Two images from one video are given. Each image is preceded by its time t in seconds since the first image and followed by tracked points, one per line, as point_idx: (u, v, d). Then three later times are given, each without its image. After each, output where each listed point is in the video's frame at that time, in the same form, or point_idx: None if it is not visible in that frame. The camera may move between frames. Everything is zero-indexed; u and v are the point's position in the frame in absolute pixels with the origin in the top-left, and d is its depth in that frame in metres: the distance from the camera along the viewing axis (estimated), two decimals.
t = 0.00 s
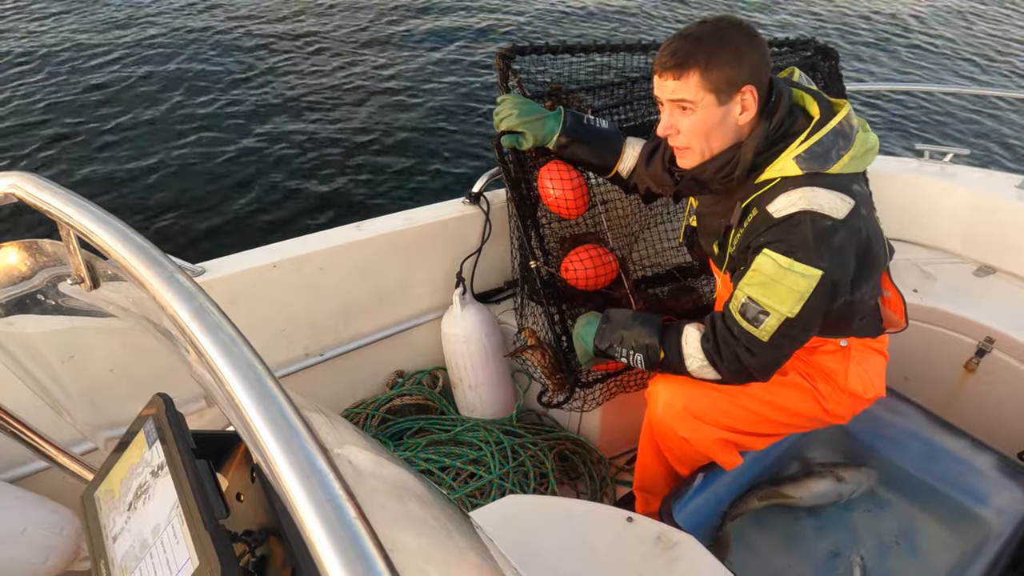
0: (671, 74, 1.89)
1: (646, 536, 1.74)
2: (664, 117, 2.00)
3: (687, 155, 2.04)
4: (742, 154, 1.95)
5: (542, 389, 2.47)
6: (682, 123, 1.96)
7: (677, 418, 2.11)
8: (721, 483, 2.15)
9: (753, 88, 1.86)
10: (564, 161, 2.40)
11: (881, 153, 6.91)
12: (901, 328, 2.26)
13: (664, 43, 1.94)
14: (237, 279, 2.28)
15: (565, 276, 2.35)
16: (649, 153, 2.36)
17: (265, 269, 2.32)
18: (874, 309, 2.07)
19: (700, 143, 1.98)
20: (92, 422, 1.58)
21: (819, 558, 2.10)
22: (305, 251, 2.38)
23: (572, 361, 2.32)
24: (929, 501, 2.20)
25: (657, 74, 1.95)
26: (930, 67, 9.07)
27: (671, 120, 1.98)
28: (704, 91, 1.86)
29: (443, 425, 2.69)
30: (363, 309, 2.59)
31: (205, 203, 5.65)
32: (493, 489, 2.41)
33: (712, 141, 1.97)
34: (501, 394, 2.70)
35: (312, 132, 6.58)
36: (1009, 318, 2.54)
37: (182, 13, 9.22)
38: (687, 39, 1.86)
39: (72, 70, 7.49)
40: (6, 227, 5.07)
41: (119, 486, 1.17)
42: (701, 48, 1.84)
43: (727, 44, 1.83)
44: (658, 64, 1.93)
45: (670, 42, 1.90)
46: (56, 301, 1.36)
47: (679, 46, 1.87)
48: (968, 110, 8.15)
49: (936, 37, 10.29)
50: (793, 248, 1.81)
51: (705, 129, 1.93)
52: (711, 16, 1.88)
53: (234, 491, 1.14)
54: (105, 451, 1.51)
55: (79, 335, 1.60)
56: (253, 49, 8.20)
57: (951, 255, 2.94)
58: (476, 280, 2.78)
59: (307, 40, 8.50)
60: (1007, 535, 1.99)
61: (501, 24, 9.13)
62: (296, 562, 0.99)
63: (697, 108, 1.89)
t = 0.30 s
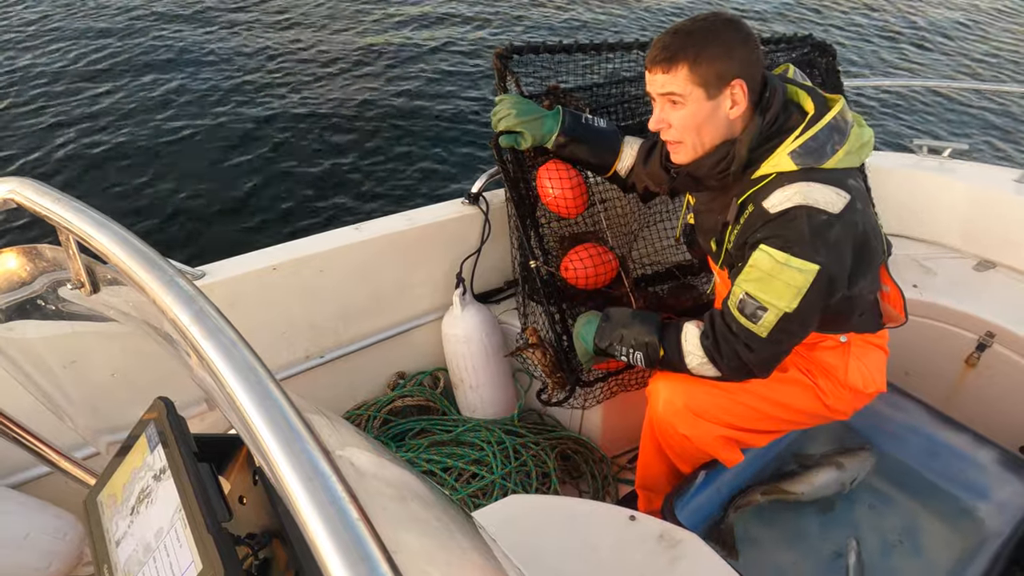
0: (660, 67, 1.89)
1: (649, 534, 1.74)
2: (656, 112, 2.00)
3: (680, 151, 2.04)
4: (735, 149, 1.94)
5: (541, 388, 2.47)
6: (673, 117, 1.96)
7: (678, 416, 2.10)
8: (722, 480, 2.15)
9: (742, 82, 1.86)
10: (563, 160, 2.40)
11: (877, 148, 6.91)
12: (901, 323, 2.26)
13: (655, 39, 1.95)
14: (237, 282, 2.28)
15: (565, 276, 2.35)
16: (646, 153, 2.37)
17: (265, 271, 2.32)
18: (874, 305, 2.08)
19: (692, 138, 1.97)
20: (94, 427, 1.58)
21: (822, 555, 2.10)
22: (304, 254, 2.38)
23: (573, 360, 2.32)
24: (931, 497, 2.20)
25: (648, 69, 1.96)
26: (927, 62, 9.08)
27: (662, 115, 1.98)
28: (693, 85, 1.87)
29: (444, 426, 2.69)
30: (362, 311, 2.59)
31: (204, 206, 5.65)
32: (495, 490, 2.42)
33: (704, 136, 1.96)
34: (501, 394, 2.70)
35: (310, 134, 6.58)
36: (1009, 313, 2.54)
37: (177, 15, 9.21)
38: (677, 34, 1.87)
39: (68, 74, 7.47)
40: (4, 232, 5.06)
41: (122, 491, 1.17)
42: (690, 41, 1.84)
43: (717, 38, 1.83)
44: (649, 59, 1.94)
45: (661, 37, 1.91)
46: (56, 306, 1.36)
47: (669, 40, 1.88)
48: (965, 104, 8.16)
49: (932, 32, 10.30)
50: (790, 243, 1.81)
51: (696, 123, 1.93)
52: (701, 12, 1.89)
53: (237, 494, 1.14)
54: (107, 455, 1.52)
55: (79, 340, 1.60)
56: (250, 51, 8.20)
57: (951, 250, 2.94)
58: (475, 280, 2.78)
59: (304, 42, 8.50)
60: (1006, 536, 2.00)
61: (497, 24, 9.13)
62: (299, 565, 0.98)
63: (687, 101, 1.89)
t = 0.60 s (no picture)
0: (650, 58, 1.92)
1: (652, 532, 1.74)
2: (647, 103, 2.03)
3: (672, 143, 2.06)
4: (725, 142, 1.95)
5: (541, 386, 2.46)
6: (663, 108, 1.98)
7: (679, 413, 2.10)
8: (724, 477, 2.16)
9: (731, 76, 1.87)
10: (562, 160, 2.39)
11: (875, 143, 6.91)
12: (900, 317, 2.26)
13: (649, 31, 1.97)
14: (237, 285, 2.28)
15: (565, 275, 2.34)
16: (644, 151, 2.37)
17: (265, 274, 2.32)
18: (874, 299, 2.08)
19: (682, 128, 1.99)
20: (95, 431, 1.58)
21: (826, 550, 2.09)
22: (302, 256, 2.38)
23: (574, 359, 2.33)
24: (934, 490, 2.19)
25: (641, 59, 1.98)
26: (924, 57, 9.08)
27: (653, 106, 2.00)
28: (682, 76, 1.88)
29: (446, 426, 2.69)
30: (362, 313, 2.59)
31: (203, 210, 5.65)
32: (498, 490, 2.42)
33: (693, 127, 1.98)
34: (501, 394, 2.69)
35: (308, 137, 6.58)
36: (1009, 306, 2.54)
37: (174, 19, 9.21)
38: (669, 26, 1.89)
39: (66, 80, 7.48)
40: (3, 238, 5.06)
41: (125, 496, 1.17)
42: (680, 33, 1.86)
43: (707, 31, 1.85)
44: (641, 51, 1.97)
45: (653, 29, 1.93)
46: (56, 312, 1.36)
47: (659, 31, 1.90)
48: (963, 99, 8.16)
49: (929, 27, 10.30)
50: (785, 235, 1.81)
51: (685, 115, 1.94)
52: (696, 6, 1.91)
53: (239, 497, 1.14)
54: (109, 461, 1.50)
55: (79, 345, 1.59)
56: (248, 54, 8.21)
57: (950, 244, 2.94)
58: (475, 280, 2.78)
59: (301, 44, 8.50)
60: (1011, 525, 2.01)
61: (494, 24, 9.14)
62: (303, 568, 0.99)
63: (676, 92, 1.91)
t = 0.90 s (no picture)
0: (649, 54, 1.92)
1: (654, 531, 1.74)
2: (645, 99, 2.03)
3: (668, 139, 2.06)
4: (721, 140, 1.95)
5: (540, 384, 2.46)
6: (660, 105, 1.99)
7: (680, 411, 2.10)
8: (726, 475, 2.16)
9: (728, 74, 1.87)
10: (560, 160, 2.39)
11: (875, 140, 6.90)
12: (900, 313, 2.26)
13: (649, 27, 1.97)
14: (237, 289, 2.28)
15: (565, 274, 2.34)
16: (643, 150, 2.36)
17: (265, 277, 2.32)
18: (873, 295, 2.08)
19: (678, 126, 1.99)
20: (97, 437, 1.57)
21: (828, 546, 2.09)
22: (302, 259, 2.38)
23: (574, 359, 2.33)
24: (934, 485, 2.20)
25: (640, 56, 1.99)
26: (921, 53, 9.09)
27: (650, 102, 2.01)
28: (680, 74, 1.89)
29: (447, 427, 2.69)
30: (362, 315, 2.59)
31: (203, 213, 5.65)
32: (500, 490, 2.42)
33: (690, 124, 1.98)
34: (501, 394, 2.69)
35: (306, 139, 6.58)
36: (1009, 301, 2.54)
37: (172, 24, 9.22)
38: (668, 22, 1.89)
39: (64, 85, 7.48)
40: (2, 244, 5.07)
41: (127, 500, 1.17)
42: (680, 29, 1.86)
43: (707, 27, 1.85)
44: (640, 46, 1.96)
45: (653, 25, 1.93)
46: (56, 317, 1.36)
47: (659, 27, 1.90)
48: (960, 94, 8.17)
49: (926, 23, 10.31)
50: (783, 233, 1.81)
51: (681, 112, 1.95)
52: (695, 3, 1.91)
53: (242, 500, 1.14)
54: (111, 466, 1.49)
55: (80, 350, 1.59)
56: (246, 57, 8.21)
57: (950, 240, 2.94)
58: (475, 281, 2.78)
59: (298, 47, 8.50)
60: (1014, 519, 1.99)
61: (492, 25, 9.15)
62: (305, 570, 0.99)
63: (673, 89, 1.92)
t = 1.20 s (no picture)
0: (660, 56, 1.88)
1: (656, 530, 1.74)
2: (652, 100, 2.00)
3: (674, 140, 2.05)
4: (727, 140, 1.96)
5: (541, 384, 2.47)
6: (669, 107, 1.96)
7: (682, 410, 2.10)
8: (728, 474, 2.16)
9: (738, 75, 1.87)
10: (559, 160, 2.40)
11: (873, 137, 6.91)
12: (901, 310, 2.25)
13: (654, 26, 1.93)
14: (237, 292, 2.28)
15: (565, 274, 2.34)
16: (642, 149, 2.36)
17: (265, 279, 2.32)
18: (874, 293, 2.08)
19: (687, 128, 1.98)
20: (98, 440, 1.57)
21: (831, 544, 2.09)
22: (303, 261, 2.38)
23: (575, 358, 2.33)
24: (935, 482, 2.20)
25: (647, 57, 1.95)
26: (918, 50, 9.09)
27: (658, 104, 1.98)
28: (692, 76, 1.86)
29: (449, 428, 2.69)
30: (363, 316, 2.59)
31: (202, 216, 5.65)
32: (502, 490, 2.43)
33: (699, 126, 1.97)
34: (503, 395, 2.69)
35: (305, 142, 6.58)
36: (1009, 297, 2.54)
37: (169, 28, 9.22)
38: (678, 23, 1.85)
39: (62, 89, 7.48)
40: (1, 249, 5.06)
41: (128, 504, 1.17)
42: (691, 30, 1.83)
43: (717, 27, 1.83)
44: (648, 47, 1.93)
45: (661, 25, 1.89)
46: (56, 321, 1.36)
47: (668, 27, 1.86)
48: (958, 91, 8.16)
49: (923, 20, 10.31)
50: (784, 232, 1.81)
51: (691, 114, 1.94)
52: (701, 1, 1.88)
53: (243, 503, 1.14)
54: (112, 469, 1.50)
55: (80, 354, 1.59)
56: (244, 61, 8.21)
57: (949, 236, 2.94)
58: (476, 281, 2.78)
59: (296, 50, 8.50)
60: (1014, 518, 2.00)
61: (489, 26, 9.15)
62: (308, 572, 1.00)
63: (684, 92, 1.90)
